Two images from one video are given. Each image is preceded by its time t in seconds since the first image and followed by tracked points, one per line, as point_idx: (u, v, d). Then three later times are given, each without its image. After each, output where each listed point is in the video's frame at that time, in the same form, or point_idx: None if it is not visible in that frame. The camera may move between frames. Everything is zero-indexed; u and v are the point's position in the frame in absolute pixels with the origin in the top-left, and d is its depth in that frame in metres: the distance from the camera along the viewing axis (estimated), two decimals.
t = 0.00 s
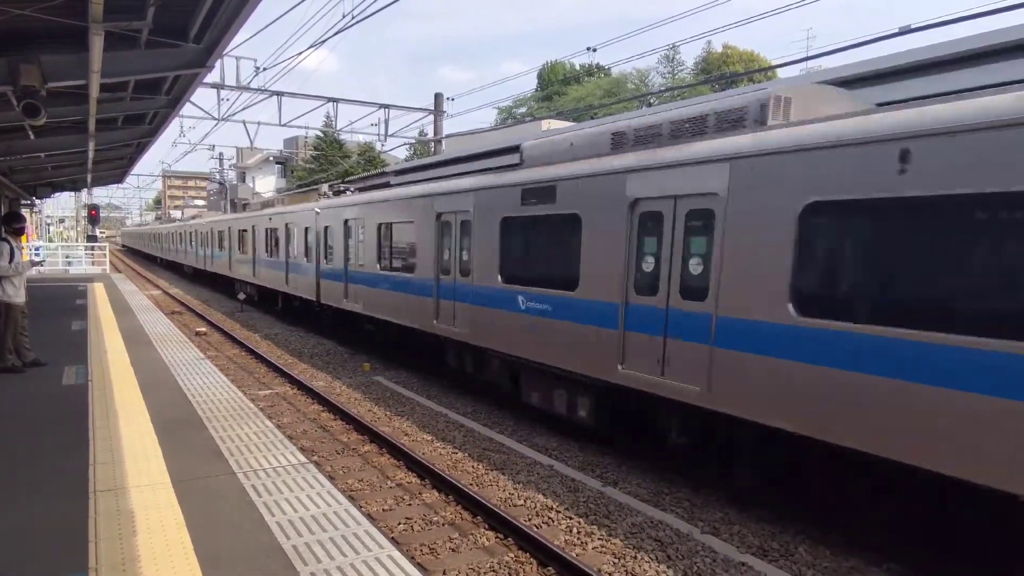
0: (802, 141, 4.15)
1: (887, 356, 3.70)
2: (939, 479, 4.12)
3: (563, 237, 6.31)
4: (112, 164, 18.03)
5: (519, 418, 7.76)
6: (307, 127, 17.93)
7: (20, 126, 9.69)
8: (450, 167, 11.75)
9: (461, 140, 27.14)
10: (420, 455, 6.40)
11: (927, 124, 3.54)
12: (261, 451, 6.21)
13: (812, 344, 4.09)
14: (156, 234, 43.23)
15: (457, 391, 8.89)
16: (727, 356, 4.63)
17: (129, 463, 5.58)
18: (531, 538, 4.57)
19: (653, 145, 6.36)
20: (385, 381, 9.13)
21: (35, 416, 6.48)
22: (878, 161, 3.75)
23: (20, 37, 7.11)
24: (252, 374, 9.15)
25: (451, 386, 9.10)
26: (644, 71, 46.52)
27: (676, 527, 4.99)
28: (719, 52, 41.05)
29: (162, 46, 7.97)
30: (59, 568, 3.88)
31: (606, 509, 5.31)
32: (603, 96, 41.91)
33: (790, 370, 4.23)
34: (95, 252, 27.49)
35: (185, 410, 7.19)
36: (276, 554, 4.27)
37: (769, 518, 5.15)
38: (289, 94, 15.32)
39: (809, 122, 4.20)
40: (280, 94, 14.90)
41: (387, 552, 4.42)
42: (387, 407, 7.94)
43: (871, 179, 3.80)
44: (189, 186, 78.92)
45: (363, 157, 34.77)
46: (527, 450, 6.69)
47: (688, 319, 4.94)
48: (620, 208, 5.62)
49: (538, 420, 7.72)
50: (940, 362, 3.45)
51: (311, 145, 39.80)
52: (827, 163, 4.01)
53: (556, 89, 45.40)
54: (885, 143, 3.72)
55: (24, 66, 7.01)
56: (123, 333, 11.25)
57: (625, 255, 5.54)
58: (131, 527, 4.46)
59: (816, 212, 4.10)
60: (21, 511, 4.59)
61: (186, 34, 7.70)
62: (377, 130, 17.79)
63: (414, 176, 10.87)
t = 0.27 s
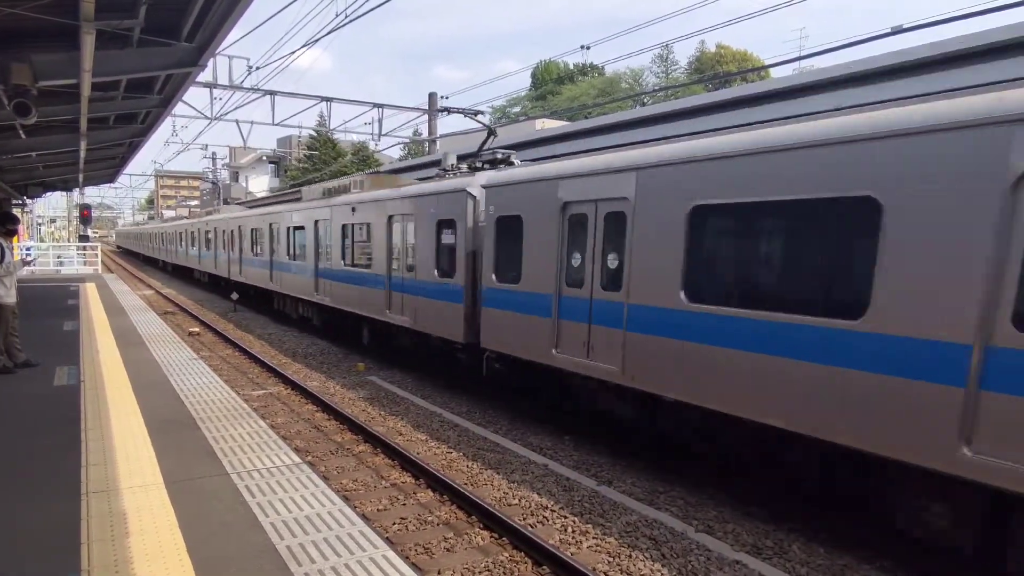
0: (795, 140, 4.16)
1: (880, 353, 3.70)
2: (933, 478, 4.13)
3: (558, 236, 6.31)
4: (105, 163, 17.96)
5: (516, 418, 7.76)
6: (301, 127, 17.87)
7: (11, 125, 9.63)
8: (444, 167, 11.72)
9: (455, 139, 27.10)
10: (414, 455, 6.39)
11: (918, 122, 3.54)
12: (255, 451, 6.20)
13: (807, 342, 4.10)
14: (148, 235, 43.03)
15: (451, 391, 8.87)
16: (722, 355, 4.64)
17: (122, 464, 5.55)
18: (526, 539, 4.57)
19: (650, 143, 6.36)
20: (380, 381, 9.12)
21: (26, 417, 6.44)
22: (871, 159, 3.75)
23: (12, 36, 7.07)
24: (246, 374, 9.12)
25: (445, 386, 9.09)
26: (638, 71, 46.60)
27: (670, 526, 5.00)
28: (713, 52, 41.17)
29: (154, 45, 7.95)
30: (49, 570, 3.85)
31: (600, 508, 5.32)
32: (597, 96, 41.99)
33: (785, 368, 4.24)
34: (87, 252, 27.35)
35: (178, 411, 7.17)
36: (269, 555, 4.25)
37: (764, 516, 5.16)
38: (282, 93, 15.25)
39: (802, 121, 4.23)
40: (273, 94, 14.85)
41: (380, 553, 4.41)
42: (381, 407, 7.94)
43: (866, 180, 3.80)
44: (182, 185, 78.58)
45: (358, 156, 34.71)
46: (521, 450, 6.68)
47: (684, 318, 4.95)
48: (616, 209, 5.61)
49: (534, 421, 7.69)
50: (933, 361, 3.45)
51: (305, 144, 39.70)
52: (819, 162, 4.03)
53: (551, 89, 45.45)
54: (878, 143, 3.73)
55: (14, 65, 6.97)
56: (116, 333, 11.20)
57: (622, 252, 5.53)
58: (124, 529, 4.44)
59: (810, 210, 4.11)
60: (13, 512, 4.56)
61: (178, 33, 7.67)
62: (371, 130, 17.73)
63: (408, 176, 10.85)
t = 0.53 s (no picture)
0: (791, 139, 4.16)
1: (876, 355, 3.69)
2: (929, 476, 4.14)
3: (553, 236, 6.30)
4: (99, 163, 17.90)
5: (512, 418, 7.75)
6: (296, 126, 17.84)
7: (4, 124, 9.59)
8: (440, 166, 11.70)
9: (451, 138, 27.08)
10: (411, 455, 6.39)
11: (918, 123, 3.54)
12: (251, 452, 6.19)
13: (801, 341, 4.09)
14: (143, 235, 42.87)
15: (447, 391, 8.85)
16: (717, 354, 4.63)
17: (117, 465, 5.54)
18: (522, 539, 4.57)
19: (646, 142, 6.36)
20: (376, 381, 9.10)
21: (21, 417, 6.42)
22: (867, 159, 3.75)
23: (5, 36, 7.05)
24: (242, 374, 9.11)
25: (441, 386, 9.08)
26: (634, 70, 46.66)
27: (665, 525, 5.01)
28: (709, 52, 41.25)
29: (148, 45, 7.94)
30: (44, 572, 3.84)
31: (596, 507, 5.32)
32: (593, 95, 42.02)
33: (779, 367, 4.23)
34: (82, 252, 27.24)
35: (174, 411, 7.15)
36: (264, 556, 4.24)
37: (760, 515, 5.17)
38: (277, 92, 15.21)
39: (796, 120, 4.24)
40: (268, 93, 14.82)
41: (377, 553, 4.41)
42: (377, 407, 7.93)
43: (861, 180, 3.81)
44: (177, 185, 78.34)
45: (353, 155, 34.67)
46: (518, 450, 6.68)
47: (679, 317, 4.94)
48: (612, 209, 5.61)
49: (531, 421, 7.68)
50: (928, 360, 3.46)
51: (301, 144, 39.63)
52: (813, 162, 4.04)
53: (547, 89, 45.46)
54: (872, 142, 3.74)
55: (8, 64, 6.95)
56: (110, 334, 11.16)
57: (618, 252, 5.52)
58: (119, 530, 4.42)
59: (805, 210, 4.11)
60: (8, 513, 4.54)
61: (173, 32, 7.66)
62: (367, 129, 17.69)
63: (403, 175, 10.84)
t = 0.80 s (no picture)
0: (789, 139, 4.16)
1: (876, 353, 3.70)
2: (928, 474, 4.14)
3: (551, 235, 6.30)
4: (96, 163, 17.87)
5: (510, 418, 7.75)
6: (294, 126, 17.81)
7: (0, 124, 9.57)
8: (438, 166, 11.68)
9: (449, 138, 27.04)
10: (409, 455, 6.38)
11: (920, 120, 3.54)
12: (249, 452, 6.19)
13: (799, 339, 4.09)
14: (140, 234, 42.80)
15: (446, 391, 8.84)
16: (716, 353, 4.63)
17: (114, 465, 5.53)
18: (521, 538, 4.57)
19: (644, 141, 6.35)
20: (373, 381, 9.09)
21: (18, 418, 6.42)
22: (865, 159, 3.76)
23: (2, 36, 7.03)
24: (240, 374, 9.10)
25: (439, 385, 9.08)
26: (631, 70, 46.69)
27: (663, 524, 5.02)
28: (706, 52, 41.27)
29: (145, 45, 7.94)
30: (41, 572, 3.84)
31: (594, 507, 5.33)
32: (590, 95, 42.04)
33: (777, 365, 4.24)
34: (79, 252, 27.19)
35: (171, 411, 7.14)
36: (263, 556, 4.24)
37: (758, 514, 5.17)
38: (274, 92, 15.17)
39: (794, 120, 4.25)
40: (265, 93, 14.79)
41: (375, 553, 4.41)
42: (375, 407, 7.93)
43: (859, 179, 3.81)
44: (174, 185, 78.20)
45: (350, 155, 34.64)
46: (516, 449, 6.67)
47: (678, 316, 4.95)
48: (611, 208, 5.60)
49: (529, 420, 7.67)
50: (926, 358, 3.47)
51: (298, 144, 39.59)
52: (811, 160, 4.04)
53: (544, 89, 45.48)
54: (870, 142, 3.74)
55: (5, 64, 6.93)
56: (108, 334, 11.15)
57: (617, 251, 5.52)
58: (116, 530, 4.42)
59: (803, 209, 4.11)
60: (6, 514, 4.54)
61: (170, 32, 7.66)
62: (365, 129, 17.66)
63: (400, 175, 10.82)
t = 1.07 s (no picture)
0: (787, 138, 4.16)
1: (875, 352, 3.70)
2: (927, 471, 4.13)
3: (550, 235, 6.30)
4: (94, 163, 17.85)
5: (509, 417, 7.75)
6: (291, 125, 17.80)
7: None
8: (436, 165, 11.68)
9: (446, 137, 27.06)
10: (408, 455, 6.38)
11: (916, 120, 3.54)
12: (249, 452, 6.18)
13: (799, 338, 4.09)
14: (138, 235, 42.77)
15: (444, 390, 8.84)
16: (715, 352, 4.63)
17: (112, 466, 5.53)
18: (520, 538, 4.57)
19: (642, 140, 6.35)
20: (372, 381, 9.09)
21: (16, 419, 6.41)
22: (862, 158, 3.76)
23: None
24: (238, 374, 9.09)
25: (438, 385, 9.08)
26: (629, 69, 46.73)
27: (662, 523, 5.02)
28: (703, 51, 41.33)
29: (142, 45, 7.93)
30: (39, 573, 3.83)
31: (593, 506, 5.33)
32: (588, 95, 42.08)
33: (776, 364, 4.24)
34: (76, 253, 27.15)
35: (170, 412, 7.13)
36: (261, 556, 4.23)
37: (757, 513, 5.17)
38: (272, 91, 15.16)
39: (792, 119, 4.25)
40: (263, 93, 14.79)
41: (374, 553, 4.40)
42: (374, 407, 7.93)
43: (856, 178, 3.82)
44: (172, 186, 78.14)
45: (348, 155, 34.63)
46: (516, 449, 6.66)
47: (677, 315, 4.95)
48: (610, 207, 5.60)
49: (528, 420, 7.67)
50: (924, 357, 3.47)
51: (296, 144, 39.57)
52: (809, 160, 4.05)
53: (542, 88, 45.52)
54: (867, 141, 3.75)
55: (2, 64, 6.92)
56: (106, 335, 11.14)
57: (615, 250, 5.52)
58: (114, 531, 4.41)
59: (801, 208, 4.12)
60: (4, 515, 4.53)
61: (167, 32, 7.66)
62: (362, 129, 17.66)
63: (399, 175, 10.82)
